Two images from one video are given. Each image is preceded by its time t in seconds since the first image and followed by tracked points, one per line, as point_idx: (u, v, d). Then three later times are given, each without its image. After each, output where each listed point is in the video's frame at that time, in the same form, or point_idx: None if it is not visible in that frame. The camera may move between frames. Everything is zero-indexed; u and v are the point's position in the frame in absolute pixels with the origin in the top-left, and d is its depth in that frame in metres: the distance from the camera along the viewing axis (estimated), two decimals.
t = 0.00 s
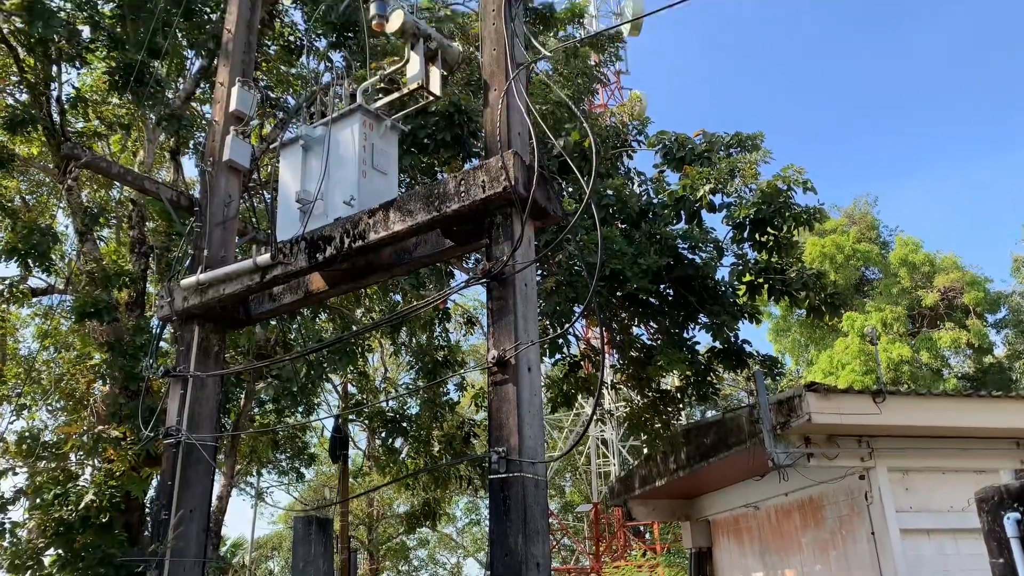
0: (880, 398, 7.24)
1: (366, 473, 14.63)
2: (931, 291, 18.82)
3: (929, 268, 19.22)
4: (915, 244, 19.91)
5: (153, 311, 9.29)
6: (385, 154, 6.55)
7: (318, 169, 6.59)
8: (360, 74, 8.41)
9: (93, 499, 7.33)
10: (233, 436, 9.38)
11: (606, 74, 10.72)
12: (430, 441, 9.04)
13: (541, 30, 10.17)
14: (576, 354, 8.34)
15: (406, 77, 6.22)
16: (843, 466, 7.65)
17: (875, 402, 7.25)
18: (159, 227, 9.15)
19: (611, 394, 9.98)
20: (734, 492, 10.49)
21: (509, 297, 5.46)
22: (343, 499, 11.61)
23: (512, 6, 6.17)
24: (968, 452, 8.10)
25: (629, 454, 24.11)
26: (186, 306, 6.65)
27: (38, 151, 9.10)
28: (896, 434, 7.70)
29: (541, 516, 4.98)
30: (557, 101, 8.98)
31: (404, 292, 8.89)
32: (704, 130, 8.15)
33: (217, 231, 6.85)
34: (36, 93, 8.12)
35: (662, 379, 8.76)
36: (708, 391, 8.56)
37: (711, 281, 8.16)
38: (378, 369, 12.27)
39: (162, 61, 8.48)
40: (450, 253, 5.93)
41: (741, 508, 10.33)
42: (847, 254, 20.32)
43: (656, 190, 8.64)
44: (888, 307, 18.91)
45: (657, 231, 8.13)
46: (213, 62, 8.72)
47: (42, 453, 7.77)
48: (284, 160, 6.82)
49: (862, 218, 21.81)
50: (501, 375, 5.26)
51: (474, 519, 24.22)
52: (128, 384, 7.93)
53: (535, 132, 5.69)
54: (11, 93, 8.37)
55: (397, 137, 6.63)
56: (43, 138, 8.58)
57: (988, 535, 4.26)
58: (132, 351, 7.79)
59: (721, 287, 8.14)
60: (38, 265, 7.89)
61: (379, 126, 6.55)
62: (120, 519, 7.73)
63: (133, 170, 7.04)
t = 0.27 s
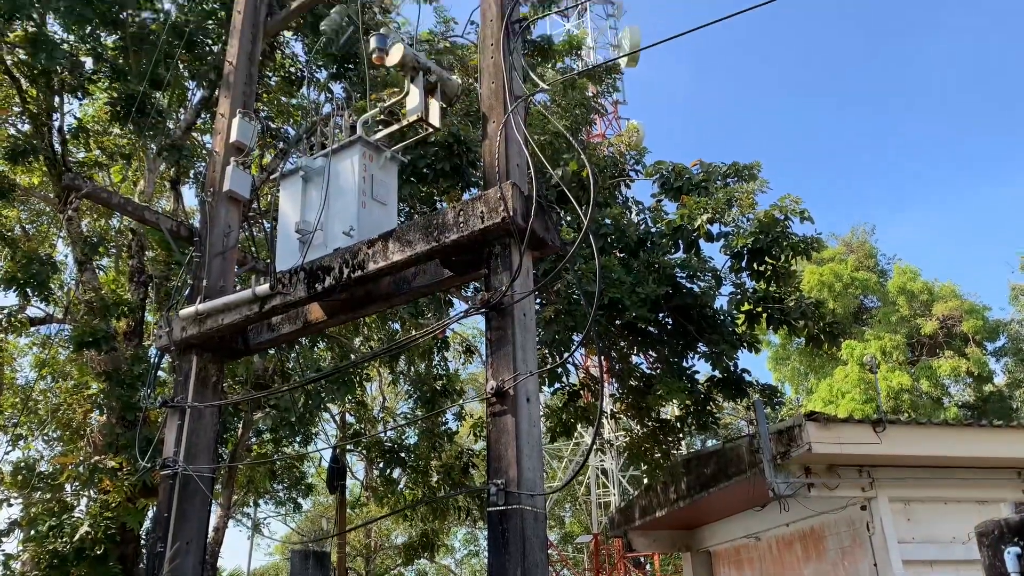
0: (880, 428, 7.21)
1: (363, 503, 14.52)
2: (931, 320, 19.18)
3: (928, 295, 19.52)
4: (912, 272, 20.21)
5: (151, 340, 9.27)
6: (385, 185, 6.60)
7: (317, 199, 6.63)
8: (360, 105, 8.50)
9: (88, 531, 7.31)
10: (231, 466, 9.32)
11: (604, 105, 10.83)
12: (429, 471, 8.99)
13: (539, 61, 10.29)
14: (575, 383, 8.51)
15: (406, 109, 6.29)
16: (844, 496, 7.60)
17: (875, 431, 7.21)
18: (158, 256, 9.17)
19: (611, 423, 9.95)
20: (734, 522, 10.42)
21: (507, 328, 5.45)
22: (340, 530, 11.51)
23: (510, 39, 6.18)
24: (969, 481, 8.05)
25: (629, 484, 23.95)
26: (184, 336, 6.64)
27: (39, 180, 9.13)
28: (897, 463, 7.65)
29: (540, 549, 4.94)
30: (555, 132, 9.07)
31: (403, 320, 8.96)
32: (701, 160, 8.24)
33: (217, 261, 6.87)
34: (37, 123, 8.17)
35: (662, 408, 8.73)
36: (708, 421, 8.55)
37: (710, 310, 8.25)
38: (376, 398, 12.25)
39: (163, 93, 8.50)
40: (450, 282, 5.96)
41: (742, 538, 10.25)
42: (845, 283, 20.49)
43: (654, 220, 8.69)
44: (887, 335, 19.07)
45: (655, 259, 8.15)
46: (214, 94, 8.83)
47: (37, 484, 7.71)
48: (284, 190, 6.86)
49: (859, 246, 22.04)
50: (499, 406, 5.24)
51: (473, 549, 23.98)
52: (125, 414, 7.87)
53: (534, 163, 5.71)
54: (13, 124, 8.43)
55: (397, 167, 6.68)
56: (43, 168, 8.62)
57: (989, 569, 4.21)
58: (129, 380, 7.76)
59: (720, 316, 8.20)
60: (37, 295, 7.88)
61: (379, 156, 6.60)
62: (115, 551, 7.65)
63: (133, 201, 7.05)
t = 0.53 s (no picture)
0: (880, 458, 7.17)
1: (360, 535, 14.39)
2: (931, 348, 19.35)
3: (926, 324, 19.80)
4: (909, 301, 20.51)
5: (149, 369, 9.25)
6: (385, 215, 6.63)
7: (317, 230, 6.65)
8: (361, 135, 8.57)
9: (82, 563, 7.04)
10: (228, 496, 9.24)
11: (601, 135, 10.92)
12: (426, 502, 8.94)
13: (537, 93, 10.40)
14: (575, 413, 8.54)
15: (406, 140, 6.34)
16: (845, 526, 7.54)
17: (876, 461, 7.17)
18: (157, 284, 9.19)
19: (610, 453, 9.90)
20: (734, 554, 10.33)
21: (506, 358, 5.44)
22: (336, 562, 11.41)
23: (509, 72, 6.25)
24: (971, 512, 8.00)
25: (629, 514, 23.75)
26: (183, 366, 6.63)
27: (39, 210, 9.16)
28: (898, 494, 7.60)
29: None
30: (553, 162, 9.14)
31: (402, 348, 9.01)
32: (698, 190, 8.29)
33: (217, 290, 6.88)
34: (39, 153, 8.22)
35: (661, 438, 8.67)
36: (707, 450, 8.51)
37: (709, 339, 8.28)
38: (374, 428, 12.21)
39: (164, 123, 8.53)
40: (449, 312, 5.96)
41: (742, 570, 10.16)
42: (843, 313, 20.46)
43: (652, 250, 8.71)
44: (886, 364, 19.24)
45: (655, 288, 8.18)
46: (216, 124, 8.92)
47: (32, 515, 7.64)
48: (284, 220, 6.89)
49: (857, 274, 22.28)
50: (498, 437, 5.22)
51: None
52: (122, 443, 7.62)
53: (532, 194, 5.73)
54: (15, 153, 8.50)
55: (396, 198, 6.72)
56: (44, 197, 8.66)
57: None
58: (126, 410, 7.71)
59: (718, 345, 8.24)
60: (35, 324, 7.84)
61: (379, 187, 6.63)
62: None
63: (133, 231, 7.05)
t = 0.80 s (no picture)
0: (881, 487, 7.13)
1: (357, 566, 14.27)
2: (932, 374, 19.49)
3: (926, 351, 20.04)
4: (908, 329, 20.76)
5: (147, 396, 9.22)
6: (384, 244, 6.65)
7: (317, 258, 6.67)
8: (362, 163, 8.64)
9: None
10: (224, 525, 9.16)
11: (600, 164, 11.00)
12: (424, 531, 8.87)
13: (536, 122, 10.50)
14: (574, 441, 8.56)
15: (407, 170, 6.39)
16: (847, 557, 7.48)
17: (877, 491, 7.14)
18: (157, 311, 9.20)
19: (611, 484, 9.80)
20: None
21: (505, 387, 5.43)
22: None
23: (509, 103, 6.30)
24: (974, 544, 7.94)
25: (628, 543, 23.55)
26: (181, 394, 6.61)
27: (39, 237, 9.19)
28: (899, 524, 7.56)
29: None
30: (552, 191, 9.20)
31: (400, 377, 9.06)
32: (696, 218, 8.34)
33: (216, 318, 6.88)
34: (40, 180, 8.28)
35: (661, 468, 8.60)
36: (707, 480, 8.38)
37: (708, 366, 8.29)
38: (372, 457, 12.17)
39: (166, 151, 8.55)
40: (448, 340, 5.96)
41: None
42: (843, 340, 20.69)
43: (651, 278, 8.73)
44: (886, 392, 19.39)
45: (654, 316, 8.27)
46: (217, 151, 9.07)
47: (26, 544, 7.57)
48: (284, 249, 6.91)
49: (856, 302, 22.53)
50: (497, 467, 5.18)
51: None
52: (119, 472, 7.64)
53: (531, 223, 5.75)
54: (17, 181, 8.55)
55: (396, 226, 6.75)
56: (45, 224, 8.70)
57: None
58: (124, 438, 7.65)
59: (717, 373, 8.26)
60: (34, 350, 7.80)
61: (379, 216, 6.67)
62: None
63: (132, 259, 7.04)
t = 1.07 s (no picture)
0: (884, 517, 7.09)
1: None
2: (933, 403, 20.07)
3: (926, 379, 20.51)
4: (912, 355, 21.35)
5: (145, 423, 9.18)
6: (384, 270, 6.66)
7: (317, 285, 6.67)
8: (362, 190, 8.67)
9: None
10: (222, 553, 9.07)
11: (599, 191, 11.04)
12: (423, 560, 8.80)
13: (536, 149, 10.56)
14: (574, 469, 8.56)
15: (407, 197, 6.41)
16: None
17: (879, 520, 7.09)
18: (156, 337, 9.20)
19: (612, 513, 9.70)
20: None
21: (505, 415, 5.39)
22: None
23: (509, 130, 6.36)
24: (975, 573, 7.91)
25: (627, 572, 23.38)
26: (179, 422, 6.57)
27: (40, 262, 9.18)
28: (902, 554, 7.49)
29: None
30: (551, 217, 9.23)
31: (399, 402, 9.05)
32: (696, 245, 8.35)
33: (214, 344, 6.86)
34: (42, 206, 8.29)
35: (662, 496, 8.56)
36: (708, 508, 8.38)
37: (708, 394, 8.22)
38: (371, 484, 12.13)
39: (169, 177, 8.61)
40: (448, 367, 5.93)
41: None
42: (844, 365, 21.05)
43: (651, 304, 8.71)
44: (888, 420, 19.79)
45: (654, 342, 8.27)
46: (217, 177, 9.16)
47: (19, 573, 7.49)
48: (284, 275, 6.92)
49: (856, 328, 22.98)
50: (496, 497, 5.13)
51: None
52: (114, 499, 7.57)
53: (531, 250, 5.75)
54: (18, 207, 8.58)
55: (396, 253, 6.77)
56: (45, 250, 8.72)
57: None
58: (121, 465, 7.60)
59: (718, 400, 8.21)
60: (32, 377, 7.78)
61: (379, 243, 6.68)
62: None
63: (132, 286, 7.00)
